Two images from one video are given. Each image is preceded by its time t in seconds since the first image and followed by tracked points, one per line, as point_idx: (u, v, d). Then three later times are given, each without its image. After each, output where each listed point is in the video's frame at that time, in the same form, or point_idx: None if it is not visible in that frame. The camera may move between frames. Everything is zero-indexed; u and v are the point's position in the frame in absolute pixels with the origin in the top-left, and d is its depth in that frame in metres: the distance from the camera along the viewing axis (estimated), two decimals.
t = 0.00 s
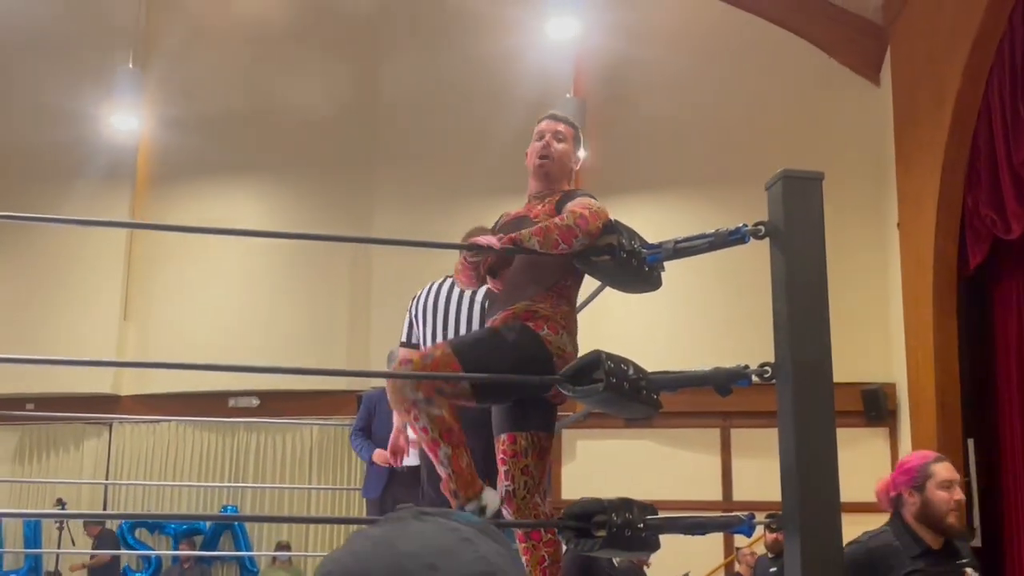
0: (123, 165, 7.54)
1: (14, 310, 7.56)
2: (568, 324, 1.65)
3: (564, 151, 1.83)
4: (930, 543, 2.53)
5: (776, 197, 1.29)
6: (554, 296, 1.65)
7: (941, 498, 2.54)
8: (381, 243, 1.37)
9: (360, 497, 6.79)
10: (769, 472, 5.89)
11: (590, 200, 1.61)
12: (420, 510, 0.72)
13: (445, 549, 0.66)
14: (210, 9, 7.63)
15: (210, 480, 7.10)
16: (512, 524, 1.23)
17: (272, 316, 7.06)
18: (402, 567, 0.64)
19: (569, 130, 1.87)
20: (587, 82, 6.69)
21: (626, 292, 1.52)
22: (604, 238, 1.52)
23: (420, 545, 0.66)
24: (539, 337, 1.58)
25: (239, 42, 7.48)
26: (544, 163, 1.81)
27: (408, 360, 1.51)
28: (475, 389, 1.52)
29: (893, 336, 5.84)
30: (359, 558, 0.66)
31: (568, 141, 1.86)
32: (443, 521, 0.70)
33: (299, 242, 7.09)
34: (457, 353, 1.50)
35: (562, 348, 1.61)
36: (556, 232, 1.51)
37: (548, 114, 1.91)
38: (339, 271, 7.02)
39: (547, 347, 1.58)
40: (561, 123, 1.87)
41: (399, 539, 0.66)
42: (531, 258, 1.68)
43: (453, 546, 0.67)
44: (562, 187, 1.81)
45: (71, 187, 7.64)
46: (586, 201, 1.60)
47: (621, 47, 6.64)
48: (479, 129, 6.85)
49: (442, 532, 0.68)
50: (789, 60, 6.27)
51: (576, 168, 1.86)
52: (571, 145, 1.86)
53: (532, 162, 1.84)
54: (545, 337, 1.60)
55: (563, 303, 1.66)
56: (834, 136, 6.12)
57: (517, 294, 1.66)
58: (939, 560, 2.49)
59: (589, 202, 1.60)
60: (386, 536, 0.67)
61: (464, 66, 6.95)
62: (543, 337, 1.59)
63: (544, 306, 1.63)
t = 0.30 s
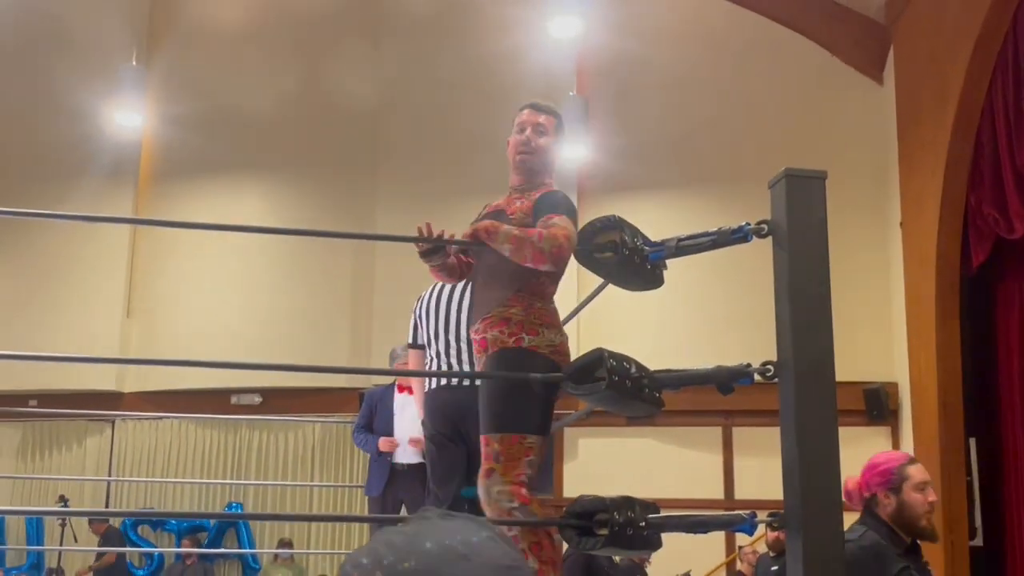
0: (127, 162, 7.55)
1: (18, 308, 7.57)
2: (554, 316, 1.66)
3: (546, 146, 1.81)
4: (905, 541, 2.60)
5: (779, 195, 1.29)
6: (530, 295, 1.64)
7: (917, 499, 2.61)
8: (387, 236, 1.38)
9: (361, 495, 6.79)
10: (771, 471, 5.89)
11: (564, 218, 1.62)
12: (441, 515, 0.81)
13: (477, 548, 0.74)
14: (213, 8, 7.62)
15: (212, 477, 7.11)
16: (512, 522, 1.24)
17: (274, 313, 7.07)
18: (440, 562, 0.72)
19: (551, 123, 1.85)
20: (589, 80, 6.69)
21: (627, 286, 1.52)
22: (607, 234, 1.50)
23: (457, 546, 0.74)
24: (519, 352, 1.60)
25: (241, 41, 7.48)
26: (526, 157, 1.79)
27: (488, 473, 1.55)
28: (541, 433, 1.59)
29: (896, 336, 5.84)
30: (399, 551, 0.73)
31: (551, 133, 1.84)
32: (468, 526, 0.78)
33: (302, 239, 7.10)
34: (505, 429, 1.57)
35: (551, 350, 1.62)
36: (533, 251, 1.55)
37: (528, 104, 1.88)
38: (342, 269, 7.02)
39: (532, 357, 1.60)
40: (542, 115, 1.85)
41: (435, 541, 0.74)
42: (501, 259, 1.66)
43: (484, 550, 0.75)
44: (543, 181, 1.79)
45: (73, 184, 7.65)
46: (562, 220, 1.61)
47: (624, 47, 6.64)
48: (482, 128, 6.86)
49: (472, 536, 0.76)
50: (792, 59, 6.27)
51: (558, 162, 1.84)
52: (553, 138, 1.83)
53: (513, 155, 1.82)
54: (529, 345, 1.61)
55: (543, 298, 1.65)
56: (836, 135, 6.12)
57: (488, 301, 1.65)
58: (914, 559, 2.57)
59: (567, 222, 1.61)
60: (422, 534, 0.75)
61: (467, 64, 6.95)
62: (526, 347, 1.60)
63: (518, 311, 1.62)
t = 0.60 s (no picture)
0: (127, 157, 7.53)
1: (18, 302, 7.56)
2: (539, 308, 1.73)
3: (520, 138, 1.84)
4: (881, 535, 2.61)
5: (780, 191, 1.28)
6: (510, 287, 1.72)
7: (891, 496, 2.62)
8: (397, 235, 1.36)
9: (361, 491, 6.79)
10: (771, 468, 5.89)
11: (507, 200, 1.66)
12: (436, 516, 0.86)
13: (466, 542, 0.80)
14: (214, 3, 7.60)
15: (212, 472, 7.11)
16: (511, 518, 1.23)
17: (274, 309, 7.07)
18: (431, 554, 0.78)
19: (523, 112, 1.87)
20: (590, 76, 6.68)
21: (626, 282, 1.51)
22: (605, 229, 1.49)
23: (448, 541, 0.80)
24: (505, 343, 1.66)
25: (242, 36, 7.47)
26: (498, 150, 1.82)
27: (497, 468, 1.60)
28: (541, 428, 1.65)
29: (896, 333, 5.84)
30: (392, 544, 0.80)
31: (524, 124, 1.86)
32: (458, 526, 0.84)
33: (302, 235, 7.09)
34: (508, 424, 1.62)
35: (538, 339, 1.69)
36: (443, 204, 1.55)
37: (501, 92, 1.90)
38: (342, 264, 7.01)
39: (518, 349, 1.66)
40: (515, 105, 1.87)
41: (426, 537, 0.80)
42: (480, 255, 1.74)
43: (473, 545, 0.81)
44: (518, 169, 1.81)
45: (73, 179, 7.63)
46: (501, 198, 1.65)
47: (625, 44, 6.63)
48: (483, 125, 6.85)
49: (462, 534, 0.82)
50: (793, 56, 6.26)
51: (534, 151, 1.86)
52: (526, 128, 1.86)
53: (487, 148, 1.85)
54: (514, 337, 1.68)
55: (526, 291, 1.73)
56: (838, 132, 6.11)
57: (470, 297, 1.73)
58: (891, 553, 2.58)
59: (501, 200, 1.65)
60: (415, 531, 0.81)
61: (467, 60, 6.94)
62: (510, 339, 1.67)
63: (498, 304, 1.69)
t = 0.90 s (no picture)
0: (129, 153, 7.53)
1: (21, 299, 7.56)
2: (504, 300, 1.71)
3: (489, 132, 1.84)
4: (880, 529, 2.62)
5: (784, 188, 1.27)
6: (472, 279, 1.72)
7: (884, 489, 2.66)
8: (397, 229, 1.35)
9: (362, 487, 6.79)
10: (773, 465, 5.88)
11: (457, 185, 1.65)
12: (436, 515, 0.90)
13: (464, 537, 0.86)
14: None
15: (214, 468, 7.11)
16: (514, 515, 1.22)
17: (277, 306, 7.06)
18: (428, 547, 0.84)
19: (495, 106, 1.85)
20: (593, 72, 6.67)
21: (632, 280, 1.50)
22: (611, 226, 1.49)
23: (448, 535, 0.85)
24: (458, 334, 1.67)
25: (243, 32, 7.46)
26: (467, 147, 1.84)
27: (410, 457, 1.63)
28: (467, 418, 1.62)
29: (899, 330, 5.83)
30: (395, 538, 0.85)
31: (494, 117, 1.84)
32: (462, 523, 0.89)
33: (305, 232, 7.08)
34: (429, 412, 1.63)
35: (493, 333, 1.68)
36: (379, 192, 1.57)
37: (483, 85, 1.89)
38: (345, 260, 7.01)
39: (470, 340, 1.66)
40: (487, 98, 1.86)
41: (428, 531, 0.86)
42: (451, 249, 1.76)
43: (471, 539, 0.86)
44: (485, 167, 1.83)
45: (75, 175, 7.62)
46: (449, 184, 1.64)
47: (626, 41, 6.62)
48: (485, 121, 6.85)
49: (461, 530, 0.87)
50: (795, 52, 6.25)
51: (507, 145, 1.85)
52: (497, 122, 1.85)
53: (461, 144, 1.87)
54: (468, 329, 1.68)
55: (491, 283, 1.72)
56: (842, 128, 6.10)
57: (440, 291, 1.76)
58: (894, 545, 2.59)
59: (452, 185, 1.64)
60: (417, 526, 0.87)
61: (470, 56, 6.93)
62: (464, 331, 1.68)
63: (457, 296, 1.71)
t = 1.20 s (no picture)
0: (135, 154, 7.55)
1: (27, 299, 7.58)
2: (446, 289, 1.70)
3: (439, 127, 1.86)
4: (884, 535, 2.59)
5: (790, 191, 1.28)
6: (419, 276, 1.73)
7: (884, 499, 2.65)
8: (415, 233, 1.39)
9: (367, 488, 6.80)
10: (778, 466, 5.88)
11: (399, 179, 1.67)
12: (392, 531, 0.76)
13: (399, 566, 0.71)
14: None
15: (219, 469, 7.12)
16: (518, 518, 1.22)
17: (282, 306, 7.07)
18: None
19: (443, 98, 1.87)
20: (599, 73, 6.68)
21: (635, 282, 1.50)
22: (615, 228, 1.49)
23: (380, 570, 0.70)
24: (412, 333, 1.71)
25: (249, 33, 7.47)
26: (426, 143, 1.89)
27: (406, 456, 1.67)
28: (441, 414, 1.64)
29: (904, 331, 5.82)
30: None
31: (442, 111, 1.86)
32: (414, 538, 0.74)
33: (310, 233, 7.10)
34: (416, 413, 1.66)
35: (435, 324, 1.68)
36: (328, 199, 1.58)
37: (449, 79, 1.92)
38: (350, 261, 7.02)
39: (418, 338, 1.69)
40: (438, 93, 1.88)
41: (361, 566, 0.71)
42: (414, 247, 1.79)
43: (410, 564, 0.71)
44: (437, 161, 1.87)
45: (81, 176, 7.64)
46: (392, 178, 1.66)
47: (632, 41, 6.62)
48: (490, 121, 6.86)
49: (403, 549, 0.72)
50: (801, 53, 6.24)
51: (463, 135, 1.86)
52: (446, 115, 1.86)
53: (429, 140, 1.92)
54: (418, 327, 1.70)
55: (432, 276, 1.71)
56: (846, 129, 6.10)
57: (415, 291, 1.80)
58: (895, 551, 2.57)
59: (396, 180, 1.66)
60: (358, 557, 0.73)
61: (476, 57, 6.94)
62: (415, 330, 1.70)
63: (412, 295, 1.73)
